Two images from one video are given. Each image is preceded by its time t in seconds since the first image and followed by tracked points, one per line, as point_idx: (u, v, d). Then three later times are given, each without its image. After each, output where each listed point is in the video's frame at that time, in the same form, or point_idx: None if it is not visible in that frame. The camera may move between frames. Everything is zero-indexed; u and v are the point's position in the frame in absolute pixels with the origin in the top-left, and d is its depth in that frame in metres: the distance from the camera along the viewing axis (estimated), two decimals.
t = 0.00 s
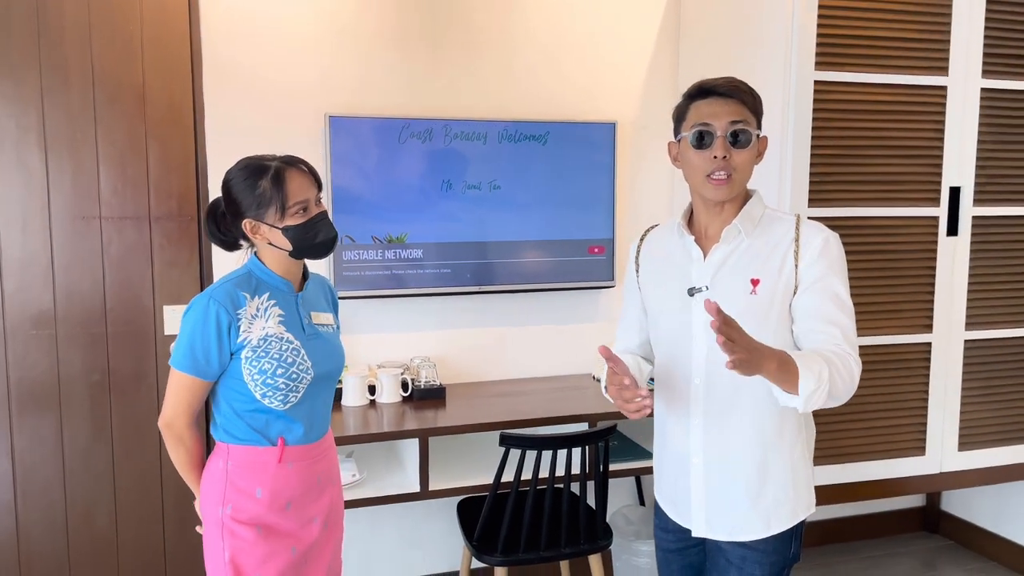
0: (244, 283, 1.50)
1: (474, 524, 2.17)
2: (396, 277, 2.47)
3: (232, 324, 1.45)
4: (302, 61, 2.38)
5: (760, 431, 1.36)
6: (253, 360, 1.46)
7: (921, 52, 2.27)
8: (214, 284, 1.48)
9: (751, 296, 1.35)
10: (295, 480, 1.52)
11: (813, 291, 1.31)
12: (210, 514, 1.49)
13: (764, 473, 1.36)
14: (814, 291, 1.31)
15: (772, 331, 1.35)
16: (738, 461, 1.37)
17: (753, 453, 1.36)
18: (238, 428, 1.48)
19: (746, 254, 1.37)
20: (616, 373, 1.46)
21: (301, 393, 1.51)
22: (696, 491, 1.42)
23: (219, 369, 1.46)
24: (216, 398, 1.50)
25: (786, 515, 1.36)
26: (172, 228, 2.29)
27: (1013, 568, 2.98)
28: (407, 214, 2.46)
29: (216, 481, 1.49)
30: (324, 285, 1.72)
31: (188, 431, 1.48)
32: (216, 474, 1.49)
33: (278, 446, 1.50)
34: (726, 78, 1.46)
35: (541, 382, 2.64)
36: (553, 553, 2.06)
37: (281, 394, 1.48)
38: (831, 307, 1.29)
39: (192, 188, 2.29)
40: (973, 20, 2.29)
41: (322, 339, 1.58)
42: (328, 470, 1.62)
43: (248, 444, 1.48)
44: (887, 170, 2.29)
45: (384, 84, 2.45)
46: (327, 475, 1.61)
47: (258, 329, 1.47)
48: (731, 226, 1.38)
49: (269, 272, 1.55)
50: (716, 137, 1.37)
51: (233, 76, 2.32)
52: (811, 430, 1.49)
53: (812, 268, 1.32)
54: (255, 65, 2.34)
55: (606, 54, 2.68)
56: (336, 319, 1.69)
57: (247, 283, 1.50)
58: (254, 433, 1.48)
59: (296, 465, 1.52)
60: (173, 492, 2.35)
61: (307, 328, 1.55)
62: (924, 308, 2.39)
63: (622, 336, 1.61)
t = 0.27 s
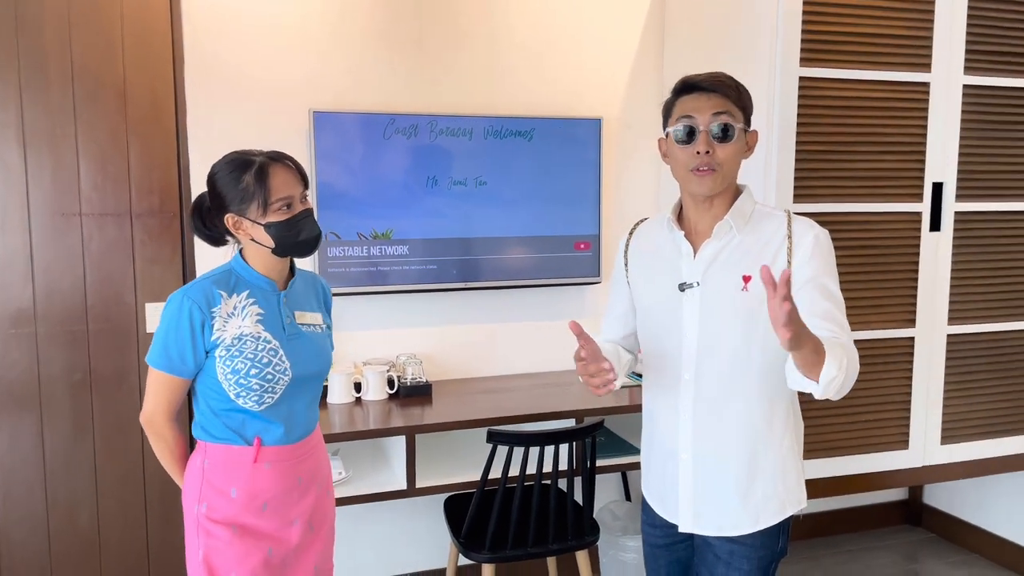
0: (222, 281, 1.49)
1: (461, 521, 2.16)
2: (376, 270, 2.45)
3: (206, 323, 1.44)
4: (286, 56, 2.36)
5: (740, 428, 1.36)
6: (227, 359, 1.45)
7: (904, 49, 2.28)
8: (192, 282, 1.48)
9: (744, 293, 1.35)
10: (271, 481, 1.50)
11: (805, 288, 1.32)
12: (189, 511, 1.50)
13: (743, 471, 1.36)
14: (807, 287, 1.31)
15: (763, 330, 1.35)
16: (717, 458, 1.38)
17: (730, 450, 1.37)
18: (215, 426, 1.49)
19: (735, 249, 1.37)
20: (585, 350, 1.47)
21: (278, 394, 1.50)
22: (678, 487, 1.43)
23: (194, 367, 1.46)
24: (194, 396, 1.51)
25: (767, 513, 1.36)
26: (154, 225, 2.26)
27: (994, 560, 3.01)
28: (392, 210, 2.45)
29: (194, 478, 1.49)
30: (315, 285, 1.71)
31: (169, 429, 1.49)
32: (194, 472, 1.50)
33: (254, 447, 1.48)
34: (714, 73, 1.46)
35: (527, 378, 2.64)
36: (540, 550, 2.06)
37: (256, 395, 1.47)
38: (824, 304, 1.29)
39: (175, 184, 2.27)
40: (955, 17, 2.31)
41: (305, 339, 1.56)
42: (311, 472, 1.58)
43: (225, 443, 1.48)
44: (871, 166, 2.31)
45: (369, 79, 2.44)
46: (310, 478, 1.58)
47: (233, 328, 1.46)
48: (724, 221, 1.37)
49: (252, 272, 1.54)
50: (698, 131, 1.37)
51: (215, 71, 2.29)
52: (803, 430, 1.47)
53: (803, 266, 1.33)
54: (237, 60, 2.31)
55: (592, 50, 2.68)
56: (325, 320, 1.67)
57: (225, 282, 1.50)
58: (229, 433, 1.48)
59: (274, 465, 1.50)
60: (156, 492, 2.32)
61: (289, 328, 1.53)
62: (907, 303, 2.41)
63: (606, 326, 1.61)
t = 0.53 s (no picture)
0: (199, 279, 1.46)
1: (444, 520, 2.15)
2: (350, 268, 2.41)
3: (182, 320, 1.41)
4: (263, 49, 2.32)
5: (727, 423, 1.36)
6: (205, 357, 1.42)
7: (883, 46, 2.30)
8: (168, 279, 1.44)
9: (734, 292, 1.35)
10: (252, 482, 1.46)
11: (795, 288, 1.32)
12: (168, 513, 1.46)
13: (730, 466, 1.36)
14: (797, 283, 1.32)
15: (753, 328, 1.35)
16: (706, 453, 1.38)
17: (718, 444, 1.37)
18: (194, 426, 1.45)
19: (725, 247, 1.37)
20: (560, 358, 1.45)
21: (259, 392, 1.47)
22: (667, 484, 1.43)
23: (171, 366, 1.42)
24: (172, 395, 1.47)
25: (758, 511, 1.37)
26: (128, 222, 2.21)
27: (968, 550, 3.06)
28: (372, 206, 2.42)
29: (173, 479, 1.46)
30: (299, 282, 1.69)
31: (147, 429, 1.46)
32: (173, 473, 1.46)
33: (235, 447, 1.45)
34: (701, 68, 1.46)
35: (508, 375, 2.62)
36: (524, 548, 2.05)
37: (235, 393, 1.44)
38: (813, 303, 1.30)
39: (150, 179, 2.22)
40: (932, 14, 2.33)
41: (286, 337, 1.53)
42: (294, 472, 1.55)
43: (204, 443, 1.45)
44: (850, 162, 2.32)
45: (348, 73, 2.41)
46: (292, 478, 1.54)
47: (210, 326, 1.43)
48: (712, 220, 1.37)
49: (229, 267, 1.50)
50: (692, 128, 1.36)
51: (190, 64, 2.25)
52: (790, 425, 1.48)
53: (795, 265, 1.33)
54: (213, 53, 2.27)
55: (571, 46, 2.66)
56: (309, 318, 1.64)
57: (202, 279, 1.46)
58: (209, 433, 1.45)
59: (255, 466, 1.47)
60: (131, 494, 2.28)
61: (269, 325, 1.50)
62: (885, 298, 2.43)
63: (591, 324, 1.60)
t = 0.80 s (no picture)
0: (187, 279, 1.42)
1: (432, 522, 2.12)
2: (326, 268, 2.37)
3: (173, 321, 1.38)
4: (243, 44, 2.27)
5: (724, 424, 1.36)
6: (196, 358, 1.39)
7: (865, 45, 2.31)
8: (155, 279, 1.40)
9: (731, 293, 1.34)
10: (246, 485, 1.44)
11: (794, 291, 1.32)
12: (158, 519, 1.42)
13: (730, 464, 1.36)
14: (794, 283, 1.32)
15: (748, 331, 1.35)
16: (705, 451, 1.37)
17: (712, 446, 1.36)
18: (185, 430, 1.42)
19: (723, 248, 1.36)
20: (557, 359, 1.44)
21: (251, 393, 1.44)
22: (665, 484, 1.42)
23: (161, 368, 1.39)
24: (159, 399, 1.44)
25: (753, 512, 1.36)
26: (105, 221, 2.16)
27: (945, 542, 3.10)
28: (355, 204, 2.39)
29: (163, 485, 1.42)
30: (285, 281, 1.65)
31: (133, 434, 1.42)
32: (163, 478, 1.42)
33: (228, 450, 1.42)
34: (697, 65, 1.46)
35: (493, 375, 2.61)
36: (513, 548, 2.03)
37: (228, 394, 1.41)
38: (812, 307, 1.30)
39: (126, 177, 2.17)
40: (913, 14, 2.35)
41: (277, 336, 1.50)
42: (286, 475, 1.53)
43: (196, 447, 1.41)
44: (833, 160, 2.34)
45: (330, 70, 2.37)
46: (285, 480, 1.52)
47: (201, 326, 1.40)
48: (709, 220, 1.37)
49: (217, 266, 1.47)
50: (689, 126, 1.36)
51: (168, 59, 2.20)
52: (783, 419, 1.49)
53: (791, 269, 1.33)
54: (192, 48, 2.22)
55: (554, 43, 2.65)
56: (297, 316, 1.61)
57: (190, 278, 1.43)
58: (201, 437, 1.41)
59: (248, 470, 1.44)
60: (109, 500, 2.23)
61: (260, 324, 1.47)
62: (867, 295, 2.45)
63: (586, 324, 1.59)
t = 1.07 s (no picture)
0: (171, 282, 1.38)
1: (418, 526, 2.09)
2: (303, 269, 2.32)
3: (157, 325, 1.33)
4: (221, 41, 2.22)
5: (724, 425, 1.35)
6: (182, 363, 1.35)
7: (846, 46, 2.33)
8: (138, 282, 1.36)
9: (730, 294, 1.33)
10: (235, 492, 1.40)
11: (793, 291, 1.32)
12: (144, 529, 1.38)
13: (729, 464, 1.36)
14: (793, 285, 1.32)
15: (747, 332, 1.35)
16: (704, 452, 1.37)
17: (712, 447, 1.35)
18: (171, 437, 1.37)
19: (722, 248, 1.36)
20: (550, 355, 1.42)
21: (238, 398, 1.40)
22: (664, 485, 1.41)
23: (145, 374, 1.35)
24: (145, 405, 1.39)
25: (752, 516, 1.36)
26: (78, 222, 2.09)
27: (920, 537, 3.15)
28: (336, 205, 2.35)
29: (149, 493, 1.38)
30: (271, 283, 1.61)
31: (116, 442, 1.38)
32: (149, 487, 1.38)
33: (215, 457, 1.38)
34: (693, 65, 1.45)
35: (476, 376, 2.58)
36: (501, 551, 2.01)
37: (214, 400, 1.37)
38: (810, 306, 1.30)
39: (100, 176, 2.11)
40: (892, 16, 2.38)
41: (265, 340, 1.46)
42: (276, 480, 1.49)
43: (183, 454, 1.37)
44: (815, 160, 2.36)
45: (310, 67, 2.32)
46: (275, 486, 1.48)
47: (186, 330, 1.36)
48: (708, 220, 1.36)
49: (202, 269, 1.43)
50: (687, 126, 1.35)
51: (143, 54, 2.13)
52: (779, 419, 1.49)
53: (791, 270, 1.33)
54: (168, 43, 2.16)
55: (536, 42, 2.63)
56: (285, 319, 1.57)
57: (174, 281, 1.39)
58: (187, 444, 1.37)
59: (236, 476, 1.40)
60: (83, 508, 2.16)
61: (247, 328, 1.43)
62: (848, 294, 2.48)
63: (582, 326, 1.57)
